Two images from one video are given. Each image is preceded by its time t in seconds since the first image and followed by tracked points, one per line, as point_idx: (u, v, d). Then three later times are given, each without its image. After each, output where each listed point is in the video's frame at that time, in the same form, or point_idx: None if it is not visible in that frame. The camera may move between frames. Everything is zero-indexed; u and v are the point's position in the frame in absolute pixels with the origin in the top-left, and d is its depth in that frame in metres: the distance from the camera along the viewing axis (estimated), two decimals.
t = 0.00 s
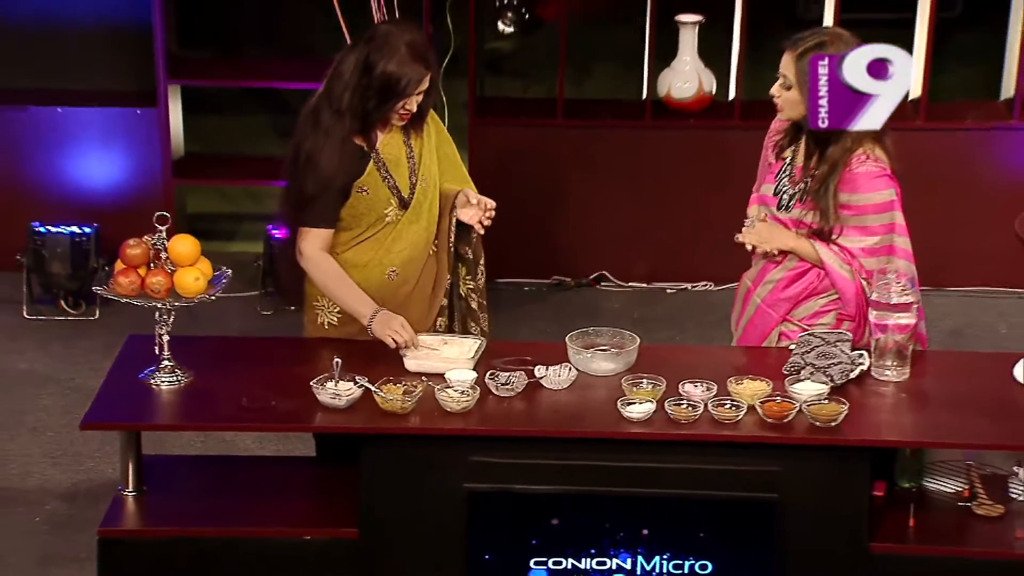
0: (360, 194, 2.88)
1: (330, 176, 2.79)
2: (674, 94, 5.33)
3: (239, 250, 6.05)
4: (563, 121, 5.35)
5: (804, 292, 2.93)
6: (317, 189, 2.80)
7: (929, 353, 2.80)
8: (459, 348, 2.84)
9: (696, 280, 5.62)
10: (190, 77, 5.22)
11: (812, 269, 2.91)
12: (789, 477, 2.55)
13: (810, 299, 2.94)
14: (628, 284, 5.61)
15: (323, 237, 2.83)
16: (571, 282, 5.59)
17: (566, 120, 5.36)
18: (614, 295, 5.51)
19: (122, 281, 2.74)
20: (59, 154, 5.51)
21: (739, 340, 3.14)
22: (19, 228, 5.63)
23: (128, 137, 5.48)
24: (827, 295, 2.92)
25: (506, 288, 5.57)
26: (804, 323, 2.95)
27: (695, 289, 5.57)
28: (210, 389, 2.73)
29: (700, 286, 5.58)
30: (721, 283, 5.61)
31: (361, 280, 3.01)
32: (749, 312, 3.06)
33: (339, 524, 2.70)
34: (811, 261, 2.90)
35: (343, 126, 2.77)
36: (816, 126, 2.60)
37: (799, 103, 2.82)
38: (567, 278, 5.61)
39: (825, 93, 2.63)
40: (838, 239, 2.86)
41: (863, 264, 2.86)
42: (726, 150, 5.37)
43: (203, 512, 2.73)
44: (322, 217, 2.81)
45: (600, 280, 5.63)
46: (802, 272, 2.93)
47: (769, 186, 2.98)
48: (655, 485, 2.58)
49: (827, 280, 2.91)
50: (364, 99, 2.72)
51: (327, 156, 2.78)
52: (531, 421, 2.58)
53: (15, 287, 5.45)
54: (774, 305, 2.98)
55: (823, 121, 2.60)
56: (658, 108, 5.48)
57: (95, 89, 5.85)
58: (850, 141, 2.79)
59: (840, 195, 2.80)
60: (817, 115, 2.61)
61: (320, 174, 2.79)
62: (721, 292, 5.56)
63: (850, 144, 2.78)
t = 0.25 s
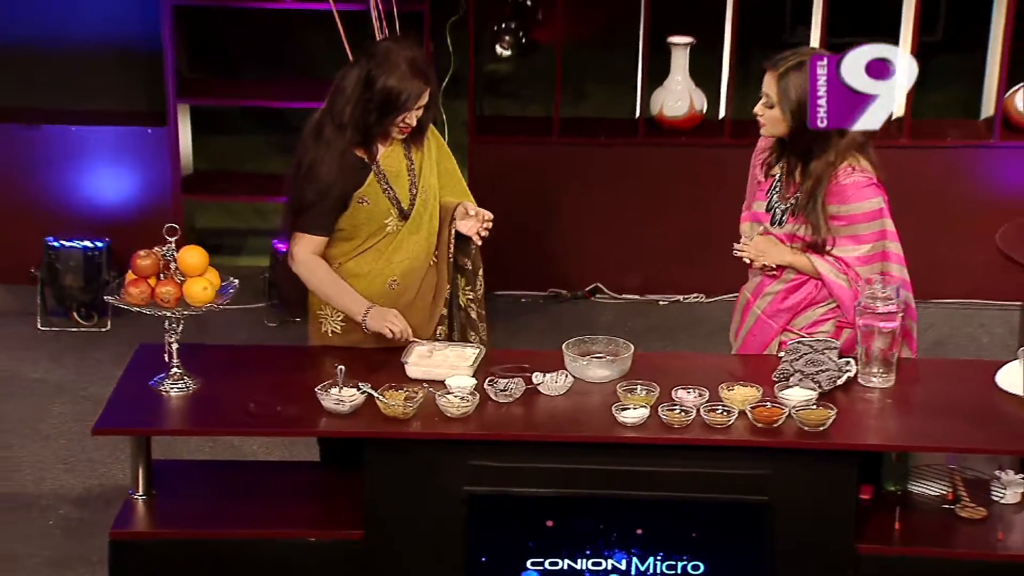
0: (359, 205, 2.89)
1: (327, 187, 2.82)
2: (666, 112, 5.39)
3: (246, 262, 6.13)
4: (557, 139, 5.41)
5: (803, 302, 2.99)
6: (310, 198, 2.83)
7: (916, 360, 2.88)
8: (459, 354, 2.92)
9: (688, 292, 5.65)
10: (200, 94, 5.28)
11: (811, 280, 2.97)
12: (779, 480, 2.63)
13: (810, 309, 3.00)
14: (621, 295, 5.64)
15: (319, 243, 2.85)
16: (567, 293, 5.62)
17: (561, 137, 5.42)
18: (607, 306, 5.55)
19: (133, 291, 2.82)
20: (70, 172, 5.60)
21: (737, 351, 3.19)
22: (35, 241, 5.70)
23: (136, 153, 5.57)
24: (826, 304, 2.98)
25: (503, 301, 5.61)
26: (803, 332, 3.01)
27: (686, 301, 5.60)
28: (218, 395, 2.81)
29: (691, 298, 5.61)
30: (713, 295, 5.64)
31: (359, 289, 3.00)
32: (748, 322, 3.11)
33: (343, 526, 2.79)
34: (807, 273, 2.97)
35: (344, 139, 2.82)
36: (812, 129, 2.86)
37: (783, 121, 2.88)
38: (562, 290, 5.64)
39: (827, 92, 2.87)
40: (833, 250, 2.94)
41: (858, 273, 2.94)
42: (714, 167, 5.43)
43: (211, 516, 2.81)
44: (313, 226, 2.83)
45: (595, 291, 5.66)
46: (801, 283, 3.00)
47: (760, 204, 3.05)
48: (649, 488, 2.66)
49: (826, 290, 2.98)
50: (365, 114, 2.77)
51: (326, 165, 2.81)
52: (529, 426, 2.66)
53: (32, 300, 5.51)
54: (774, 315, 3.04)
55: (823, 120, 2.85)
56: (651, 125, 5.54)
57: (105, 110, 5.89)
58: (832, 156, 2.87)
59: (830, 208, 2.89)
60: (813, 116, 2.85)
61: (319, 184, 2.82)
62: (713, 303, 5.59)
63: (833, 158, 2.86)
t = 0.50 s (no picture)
0: (364, 214, 2.95)
1: (331, 197, 2.89)
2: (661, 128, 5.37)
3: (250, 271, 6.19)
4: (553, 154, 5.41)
5: (797, 309, 3.07)
6: (314, 210, 2.89)
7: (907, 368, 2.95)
8: (460, 359, 3.01)
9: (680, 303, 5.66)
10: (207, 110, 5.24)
11: (804, 288, 3.05)
12: (770, 482, 2.70)
13: (803, 316, 3.07)
14: (617, 304, 5.64)
15: (318, 251, 2.92)
16: (566, 304, 5.62)
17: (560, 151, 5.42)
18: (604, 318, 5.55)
19: (143, 298, 2.91)
20: (78, 182, 5.54)
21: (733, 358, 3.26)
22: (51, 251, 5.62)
23: (149, 165, 5.52)
24: (819, 312, 3.05)
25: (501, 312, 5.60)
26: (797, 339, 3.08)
27: (680, 310, 5.60)
28: (225, 399, 2.89)
29: (684, 307, 5.62)
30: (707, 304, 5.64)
31: (362, 296, 3.05)
32: (744, 330, 3.18)
33: (347, 527, 2.86)
34: (800, 280, 3.04)
35: (347, 149, 2.89)
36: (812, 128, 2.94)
37: (770, 130, 2.98)
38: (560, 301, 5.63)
39: (824, 95, 2.95)
40: (822, 257, 3.00)
41: (848, 279, 3.00)
42: (708, 181, 5.43)
43: (218, 517, 2.89)
44: (314, 236, 2.90)
45: (591, 302, 5.66)
46: (794, 291, 3.07)
47: (753, 216, 3.12)
48: (644, 490, 2.74)
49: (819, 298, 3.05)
50: (368, 125, 2.85)
51: (329, 176, 2.89)
52: (527, 429, 2.74)
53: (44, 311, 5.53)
54: (769, 323, 3.11)
55: (819, 121, 2.93)
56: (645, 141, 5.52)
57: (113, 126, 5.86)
58: (819, 165, 2.95)
59: (817, 214, 2.96)
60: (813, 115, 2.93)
61: (323, 194, 2.89)
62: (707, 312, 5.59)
63: (818, 167, 2.95)
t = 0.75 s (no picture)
0: (370, 222, 3.03)
1: (338, 207, 2.95)
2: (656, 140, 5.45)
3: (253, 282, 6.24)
4: (552, 166, 5.46)
5: (783, 313, 3.15)
6: (323, 220, 2.96)
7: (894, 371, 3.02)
8: (461, 364, 3.07)
9: (676, 310, 5.72)
10: (213, 122, 5.27)
11: (790, 293, 3.13)
12: (763, 482, 2.78)
13: (790, 320, 3.15)
14: (613, 313, 5.70)
15: (332, 262, 3.00)
16: (564, 310, 5.69)
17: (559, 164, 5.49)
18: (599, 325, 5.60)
19: (152, 303, 2.98)
20: (84, 197, 5.58)
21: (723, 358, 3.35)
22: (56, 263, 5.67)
23: (159, 179, 5.56)
24: (804, 317, 3.14)
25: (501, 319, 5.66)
26: (783, 342, 3.16)
27: (673, 318, 5.67)
28: (231, 402, 2.95)
29: (679, 315, 5.68)
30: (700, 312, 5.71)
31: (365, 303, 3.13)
32: (733, 332, 3.26)
33: (351, 526, 2.93)
34: (785, 285, 3.13)
35: (352, 158, 2.97)
36: (813, 128, 3.03)
37: (762, 138, 3.07)
38: (557, 307, 5.69)
39: (820, 98, 3.08)
40: (807, 264, 3.09)
41: (832, 286, 3.08)
42: (701, 193, 5.48)
43: (226, 517, 2.95)
44: (327, 246, 2.98)
45: (588, 309, 5.72)
46: (781, 296, 3.15)
47: (746, 222, 3.21)
48: (641, 489, 2.81)
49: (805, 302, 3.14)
50: (371, 133, 2.93)
51: (335, 186, 2.95)
52: (526, 431, 2.81)
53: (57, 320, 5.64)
54: (757, 326, 3.19)
55: (819, 121, 3.03)
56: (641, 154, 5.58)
57: (119, 139, 5.92)
58: (806, 174, 3.03)
59: (804, 222, 3.04)
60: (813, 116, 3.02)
61: (330, 204, 2.95)
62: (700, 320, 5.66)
63: (806, 176, 3.03)
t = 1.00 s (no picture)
0: (375, 231, 3.10)
1: (345, 218, 3.01)
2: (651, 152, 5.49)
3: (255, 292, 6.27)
4: (552, 177, 5.47)
5: (767, 317, 3.21)
6: (331, 230, 3.01)
7: (880, 372, 3.10)
8: (461, 367, 3.13)
9: (671, 318, 5.70)
10: (218, 134, 5.34)
11: (773, 298, 3.19)
12: (756, 483, 2.85)
13: (772, 324, 3.22)
14: (609, 321, 5.67)
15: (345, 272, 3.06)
16: (559, 317, 5.67)
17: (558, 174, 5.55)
18: (597, 330, 5.60)
19: (159, 308, 3.04)
20: (97, 208, 5.52)
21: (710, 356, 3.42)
22: (62, 274, 5.63)
23: (168, 190, 5.50)
24: (785, 322, 3.20)
25: (498, 328, 5.64)
26: (765, 345, 3.23)
27: (666, 326, 5.65)
28: (237, 405, 3.02)
29: (672, 323, 5.66)
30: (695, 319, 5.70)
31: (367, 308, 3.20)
32: (719, 332, 3.33)
33: (353, 525, 2.99)
34: (768, 289, 3.19)
35: (356, 171, 3.00)
36: (812, 132, 3.09)
37: (760, 144, 3.13)
38: (554, 315, 5.67)
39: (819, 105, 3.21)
40: (790, 270, 3.14)
41: (813, 293, 3.13)
42: (695, 204, 5.48)
43: (233, 518, 3.01)
44: (336, 255, 3.03)
45: (585, 317, 5.70)
46: (765, 300, 3.21)
47: (739, 226, 3.29)
48: (637, 490, 2.88)
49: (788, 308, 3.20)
50: (376, 147, 2.96)
51: (341, 199, 3.00)
52: (525, 432, 2.88)
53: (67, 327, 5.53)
54: (740, 328, 3.26)
55: (819, 121, 3.14)
56: (637, 164, 5.63)
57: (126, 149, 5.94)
58: (800, 184, 3.08)
59: (790, 230, 3.09)
60: (812, 122, 3.09)
61: (336, 215, 3.00)
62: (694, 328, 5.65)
63: (800, 185, 3.08)
